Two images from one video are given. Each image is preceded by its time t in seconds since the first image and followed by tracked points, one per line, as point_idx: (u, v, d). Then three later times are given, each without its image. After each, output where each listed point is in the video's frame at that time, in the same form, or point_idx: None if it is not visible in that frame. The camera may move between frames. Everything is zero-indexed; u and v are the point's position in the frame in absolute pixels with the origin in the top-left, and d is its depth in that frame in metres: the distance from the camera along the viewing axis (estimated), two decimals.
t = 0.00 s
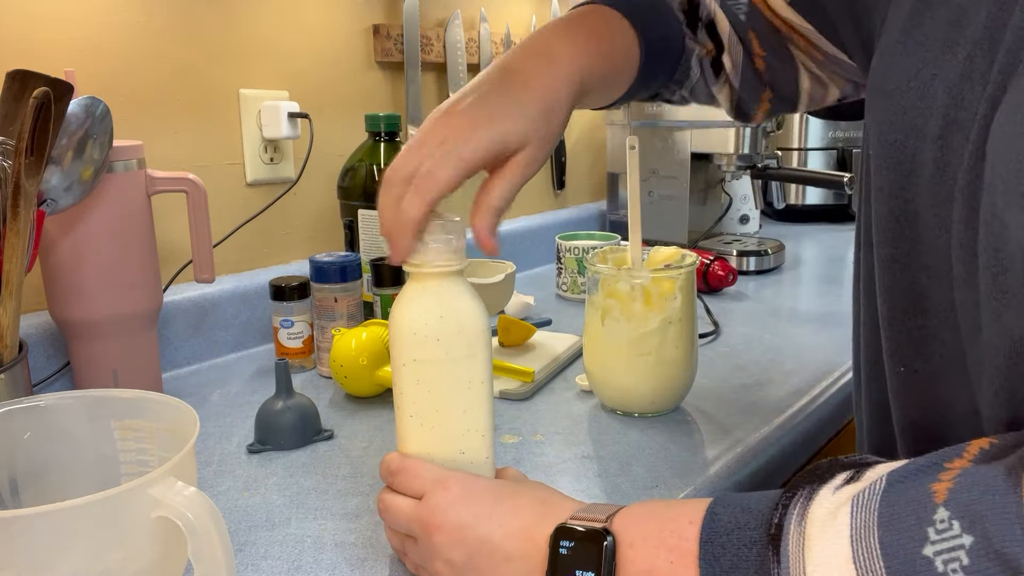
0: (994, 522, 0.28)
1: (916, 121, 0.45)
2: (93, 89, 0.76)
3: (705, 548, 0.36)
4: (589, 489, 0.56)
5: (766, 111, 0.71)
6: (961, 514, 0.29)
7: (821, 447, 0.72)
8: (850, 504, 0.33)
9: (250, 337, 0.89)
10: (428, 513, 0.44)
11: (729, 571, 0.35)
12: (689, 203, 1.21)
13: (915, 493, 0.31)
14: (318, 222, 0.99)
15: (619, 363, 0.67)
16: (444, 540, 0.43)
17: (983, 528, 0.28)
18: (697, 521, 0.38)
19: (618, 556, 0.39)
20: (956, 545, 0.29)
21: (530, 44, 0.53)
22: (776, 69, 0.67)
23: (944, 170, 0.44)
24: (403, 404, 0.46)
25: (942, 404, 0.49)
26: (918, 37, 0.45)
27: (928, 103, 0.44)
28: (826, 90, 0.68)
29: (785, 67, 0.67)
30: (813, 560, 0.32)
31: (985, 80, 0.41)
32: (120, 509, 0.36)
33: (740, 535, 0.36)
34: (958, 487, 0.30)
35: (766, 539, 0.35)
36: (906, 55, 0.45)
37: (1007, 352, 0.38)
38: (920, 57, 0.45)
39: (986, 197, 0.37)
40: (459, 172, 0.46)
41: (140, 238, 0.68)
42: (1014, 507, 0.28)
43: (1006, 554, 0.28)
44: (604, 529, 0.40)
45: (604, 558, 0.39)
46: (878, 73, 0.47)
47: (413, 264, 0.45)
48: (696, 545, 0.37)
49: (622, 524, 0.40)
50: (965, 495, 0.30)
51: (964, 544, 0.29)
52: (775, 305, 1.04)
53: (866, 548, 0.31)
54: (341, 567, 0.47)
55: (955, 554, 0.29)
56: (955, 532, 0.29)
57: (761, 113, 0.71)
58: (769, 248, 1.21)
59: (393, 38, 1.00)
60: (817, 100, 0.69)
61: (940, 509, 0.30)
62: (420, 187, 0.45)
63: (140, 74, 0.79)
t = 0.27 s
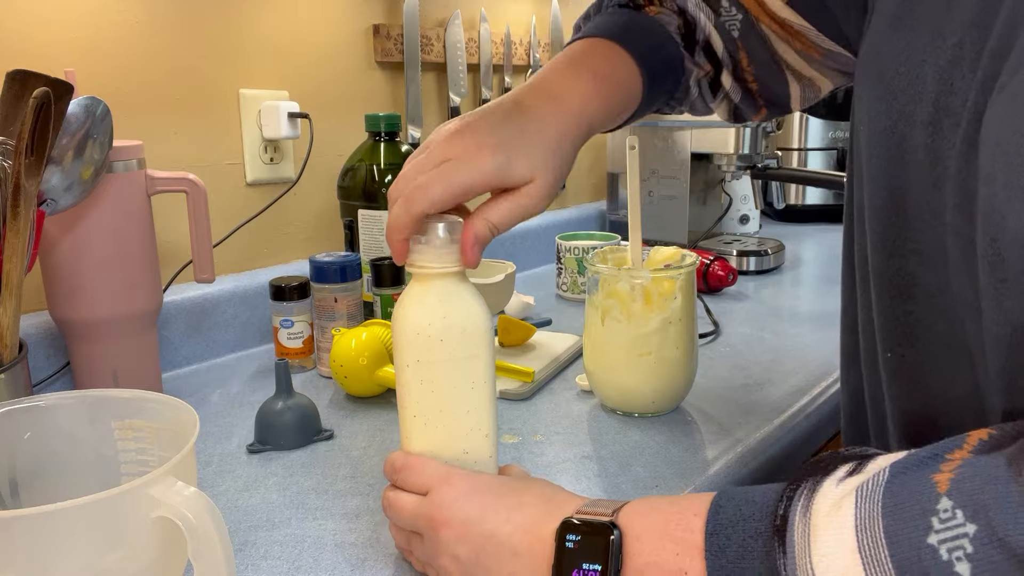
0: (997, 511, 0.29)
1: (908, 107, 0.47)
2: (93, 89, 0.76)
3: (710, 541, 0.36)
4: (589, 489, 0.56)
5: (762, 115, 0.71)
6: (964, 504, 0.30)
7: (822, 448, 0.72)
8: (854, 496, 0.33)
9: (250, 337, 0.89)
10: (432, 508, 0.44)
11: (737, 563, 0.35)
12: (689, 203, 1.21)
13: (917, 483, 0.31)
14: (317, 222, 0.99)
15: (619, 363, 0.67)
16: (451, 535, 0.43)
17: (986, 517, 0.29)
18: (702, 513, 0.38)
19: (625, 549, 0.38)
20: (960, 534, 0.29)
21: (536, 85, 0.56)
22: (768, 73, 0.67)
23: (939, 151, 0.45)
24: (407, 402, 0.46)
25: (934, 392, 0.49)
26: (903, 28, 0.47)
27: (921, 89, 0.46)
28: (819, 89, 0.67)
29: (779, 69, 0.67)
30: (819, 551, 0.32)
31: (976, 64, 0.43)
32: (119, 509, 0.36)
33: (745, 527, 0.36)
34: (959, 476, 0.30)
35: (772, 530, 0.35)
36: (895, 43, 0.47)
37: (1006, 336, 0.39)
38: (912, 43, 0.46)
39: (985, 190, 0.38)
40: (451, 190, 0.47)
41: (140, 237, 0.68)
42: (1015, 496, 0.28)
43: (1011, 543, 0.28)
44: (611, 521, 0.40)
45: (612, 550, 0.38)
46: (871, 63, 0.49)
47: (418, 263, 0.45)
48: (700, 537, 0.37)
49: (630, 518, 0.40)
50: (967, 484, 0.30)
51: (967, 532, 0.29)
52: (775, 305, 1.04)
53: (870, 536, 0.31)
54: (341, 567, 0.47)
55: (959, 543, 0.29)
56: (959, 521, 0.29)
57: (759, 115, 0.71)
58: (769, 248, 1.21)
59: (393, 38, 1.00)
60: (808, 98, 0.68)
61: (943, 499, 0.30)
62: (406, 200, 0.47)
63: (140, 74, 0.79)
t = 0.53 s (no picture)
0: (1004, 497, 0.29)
1: (907, 95, 0.47)
2: (93, 90, 0.76)
3: (723, 523, 0.36)
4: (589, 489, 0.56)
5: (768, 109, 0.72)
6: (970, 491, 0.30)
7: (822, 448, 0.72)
8: (863, 481, 0.33)
9: (250, 337, 0.89)
10: (447, 497, 0.44)
11: (748, 544, 0.35)
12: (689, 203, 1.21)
13: (924, 470, 0.31)
14: (317, 222, 0.99)
15: (619, 362, 0.66)
16: (454, 529, 0.43)
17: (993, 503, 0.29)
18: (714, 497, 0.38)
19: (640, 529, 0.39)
20: (966, 520, 0.29)
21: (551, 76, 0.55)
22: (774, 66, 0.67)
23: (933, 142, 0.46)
24: (411, 400, 0.46)
25: (931, 383, 0.49)
26: (903, 17, 0.47)
27: (920, 78, 0.46)
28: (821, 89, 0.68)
29: (784, 59, 0.67)
30: (830, 536, 0.32)
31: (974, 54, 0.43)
32: (120, 509, 0.36)
33: (756, 510, 0.35)
34: (965, 463, 0.30)
35: (783, 513, 0.34)
36: (896, 32, 0.48)
37: (998, 320, 0.39)
38: (913, 32, 0.47)
39: (981, 176, 0.39)
40: (452, 187, 0.47)
41: (139, 237, 0.68)
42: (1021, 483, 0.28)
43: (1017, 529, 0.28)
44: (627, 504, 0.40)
45: (629, 528, 0.38)
46: (873, 52, 0.49)
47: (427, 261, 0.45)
48: (712, 520, 0.37)
49: (646, 499, 0.40)
50: (974, 471, 0.30)
51: (975, 519, 0.29)
52: (775, 305, 1.04)
53: (875, 522, 0.31)
54: (341, 567, 0.47)
55: (966, 528, 0.29)
56: (966, 507, 0.29)
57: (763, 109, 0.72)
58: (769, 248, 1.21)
59: (393, 38, 1.00)
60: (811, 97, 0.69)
61: (949, 485, 0.30)
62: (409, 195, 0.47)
63: (140, 74, 0.79)
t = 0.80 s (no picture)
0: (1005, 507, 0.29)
1: (892, 105, 0.47)
2: (93, 90, 0.76)
3: (713, 530, 0.36)
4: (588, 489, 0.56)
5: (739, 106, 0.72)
6: (972, 501, 0.30)
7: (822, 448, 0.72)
8: (861, 488, 0.33)
9: (250, 337, 0.89)
10: (432, 491, 0.44)
11: (740, 551, 0.35)
12: (689, 204, 1.21)
13: (924, 481, 0.32)
14: (317, 221, 0.99)
15: (620, 363, 0.66)
16: (444, 530, 0.42)
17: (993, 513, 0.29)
18: (704, 502, 0.38)
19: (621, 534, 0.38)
20: (968, 531, 0.29)
21: (529, 90, 0.56)
22: (747, 57, 0.68)
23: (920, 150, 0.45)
24: (418, 397, 0.46)
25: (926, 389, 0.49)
26: (888, 24, 0.47)
27: (905, 87, 0.46)
28: (794, 81, 0.69)
29: (755, 55, 0.68)
30: (824, 546, 0.32)
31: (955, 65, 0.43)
32: (119, 509, 0.36)
33: (749, 517, 0.36)
34: (966, 475, 0.31)
35: (776, 522, 0.35)
36: (879, 42, 0.48)
37: (996, 331, 0.39)
38: (897, 41, 0.47)
39: (970, 191, 0.38)
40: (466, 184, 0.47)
41: (140, 237, 0.68)
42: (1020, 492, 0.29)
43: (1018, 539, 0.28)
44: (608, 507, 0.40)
45: (612, 531, 0.38)
46: (857, 63, 0.49)
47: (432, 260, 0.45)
48: (703, 526, 0.37)
49: (632, 503, 0.40)
50: (974, 481, 0.30)
51: (976, 530, 0.29)
52: (775, 305, 1.04)
53: (876, 532, 0.31)
54: (341, 567, 0.47)
55: (968, 540, 0.29)
56: (969, 518, 0.29)
57: (737, 105, 0.72)
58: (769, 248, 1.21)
59: (393, 38, 1.00)
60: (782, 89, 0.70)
61: (950, 497, 0.30)
62: (429, 199, 0.46)
63: (140, 74, 0.79)
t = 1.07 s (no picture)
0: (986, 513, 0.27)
1: (861, 122, 0.47)
2: (93, 90, 0.76)
3: (682, 544, 0.33)
4: (587, 489, 0.56)
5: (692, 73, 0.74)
6: (951, 507, 0.28)
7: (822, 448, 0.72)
8: (836, 498, 0.31)
9: (249, 337, 0.89)
10: (413, 495, 0.44)
11: (709, 568, 0.32)
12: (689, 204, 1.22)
13: (899, 486, 0.30)
14: (317, 221, 0.99)
15: (620, 363, 0.66)
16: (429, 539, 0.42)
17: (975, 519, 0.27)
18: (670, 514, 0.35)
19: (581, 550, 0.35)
20: (948, 540, 0.28)
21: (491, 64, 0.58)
22: (694, 25, 0.69)
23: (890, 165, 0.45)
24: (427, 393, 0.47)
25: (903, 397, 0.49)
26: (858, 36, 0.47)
27: (872, 106, 0.46)
28: (745, 48, 0.70)
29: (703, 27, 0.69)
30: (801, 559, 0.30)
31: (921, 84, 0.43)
32: (119, 509, 0.36)
33: (719, 529, 0.33)
34: (940, 481, 0.29)
35: (749, 534, 0.32)
36: (844, 60, 0.48)
37: (978, 342, 0.39)
38: (863, 60, 0.46)
39: (945, 211, 0.39)
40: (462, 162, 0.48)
41: (139, 237, 0.68)
42: (1001, 498, 0.27)
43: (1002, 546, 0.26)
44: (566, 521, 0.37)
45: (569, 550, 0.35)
46: (823, 80, 0.49)
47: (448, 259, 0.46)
48: (671, 538, 0.34)
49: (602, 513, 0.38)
50: (950, 486, 0.29)
51: (957, 537, 0.27)
52: (775, 305, 1.04)
53: (855, 543, 0.29)
54: (341, 567, 0.47)
55: (949, 548, 0.27)
56: (947, 525, 0.28)
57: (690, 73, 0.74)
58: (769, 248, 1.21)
59: (393, 38, 1.00)
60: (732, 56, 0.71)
61: (928, 503, 0.29)
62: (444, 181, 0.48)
63: (140, 74, 0.79)
